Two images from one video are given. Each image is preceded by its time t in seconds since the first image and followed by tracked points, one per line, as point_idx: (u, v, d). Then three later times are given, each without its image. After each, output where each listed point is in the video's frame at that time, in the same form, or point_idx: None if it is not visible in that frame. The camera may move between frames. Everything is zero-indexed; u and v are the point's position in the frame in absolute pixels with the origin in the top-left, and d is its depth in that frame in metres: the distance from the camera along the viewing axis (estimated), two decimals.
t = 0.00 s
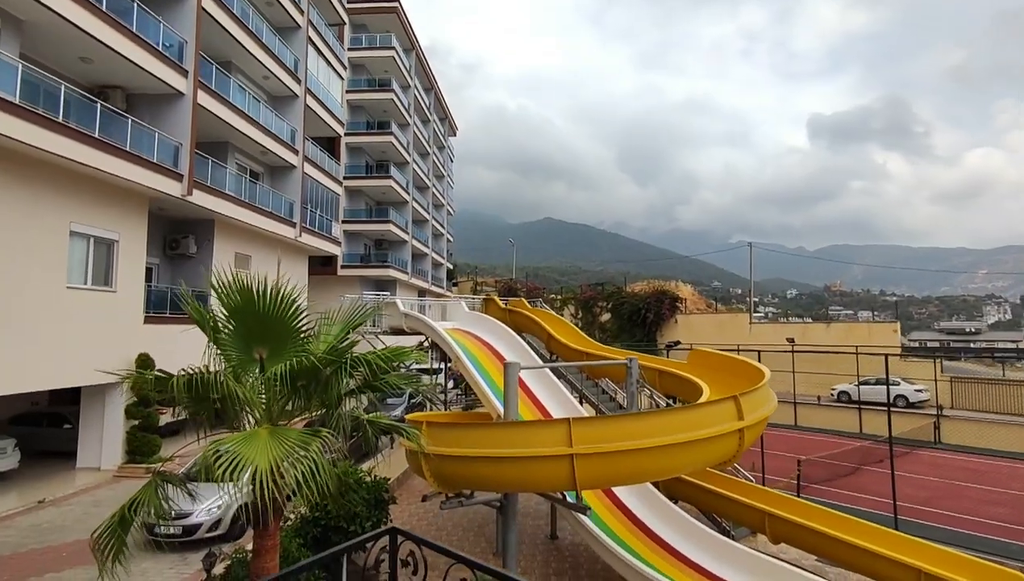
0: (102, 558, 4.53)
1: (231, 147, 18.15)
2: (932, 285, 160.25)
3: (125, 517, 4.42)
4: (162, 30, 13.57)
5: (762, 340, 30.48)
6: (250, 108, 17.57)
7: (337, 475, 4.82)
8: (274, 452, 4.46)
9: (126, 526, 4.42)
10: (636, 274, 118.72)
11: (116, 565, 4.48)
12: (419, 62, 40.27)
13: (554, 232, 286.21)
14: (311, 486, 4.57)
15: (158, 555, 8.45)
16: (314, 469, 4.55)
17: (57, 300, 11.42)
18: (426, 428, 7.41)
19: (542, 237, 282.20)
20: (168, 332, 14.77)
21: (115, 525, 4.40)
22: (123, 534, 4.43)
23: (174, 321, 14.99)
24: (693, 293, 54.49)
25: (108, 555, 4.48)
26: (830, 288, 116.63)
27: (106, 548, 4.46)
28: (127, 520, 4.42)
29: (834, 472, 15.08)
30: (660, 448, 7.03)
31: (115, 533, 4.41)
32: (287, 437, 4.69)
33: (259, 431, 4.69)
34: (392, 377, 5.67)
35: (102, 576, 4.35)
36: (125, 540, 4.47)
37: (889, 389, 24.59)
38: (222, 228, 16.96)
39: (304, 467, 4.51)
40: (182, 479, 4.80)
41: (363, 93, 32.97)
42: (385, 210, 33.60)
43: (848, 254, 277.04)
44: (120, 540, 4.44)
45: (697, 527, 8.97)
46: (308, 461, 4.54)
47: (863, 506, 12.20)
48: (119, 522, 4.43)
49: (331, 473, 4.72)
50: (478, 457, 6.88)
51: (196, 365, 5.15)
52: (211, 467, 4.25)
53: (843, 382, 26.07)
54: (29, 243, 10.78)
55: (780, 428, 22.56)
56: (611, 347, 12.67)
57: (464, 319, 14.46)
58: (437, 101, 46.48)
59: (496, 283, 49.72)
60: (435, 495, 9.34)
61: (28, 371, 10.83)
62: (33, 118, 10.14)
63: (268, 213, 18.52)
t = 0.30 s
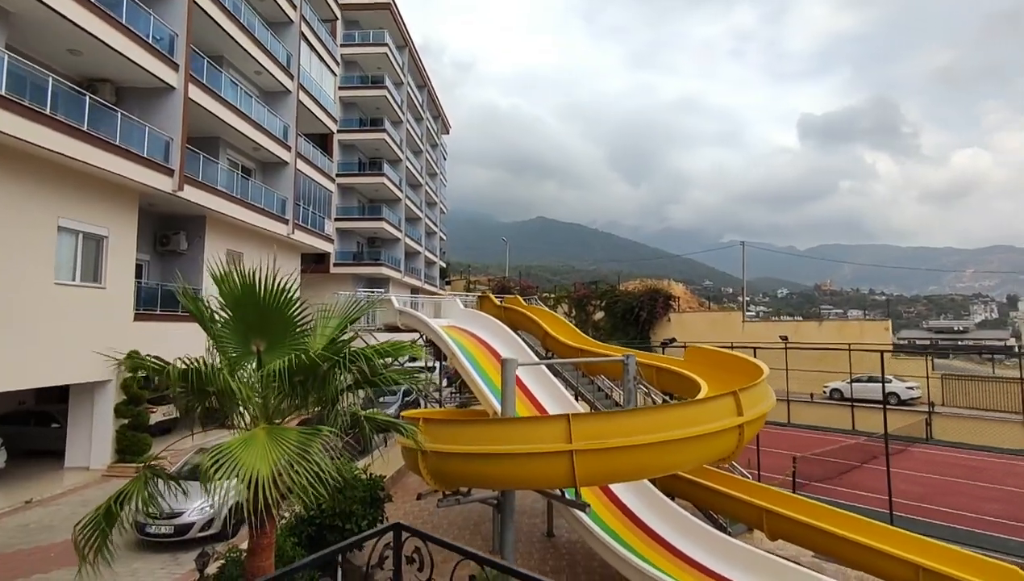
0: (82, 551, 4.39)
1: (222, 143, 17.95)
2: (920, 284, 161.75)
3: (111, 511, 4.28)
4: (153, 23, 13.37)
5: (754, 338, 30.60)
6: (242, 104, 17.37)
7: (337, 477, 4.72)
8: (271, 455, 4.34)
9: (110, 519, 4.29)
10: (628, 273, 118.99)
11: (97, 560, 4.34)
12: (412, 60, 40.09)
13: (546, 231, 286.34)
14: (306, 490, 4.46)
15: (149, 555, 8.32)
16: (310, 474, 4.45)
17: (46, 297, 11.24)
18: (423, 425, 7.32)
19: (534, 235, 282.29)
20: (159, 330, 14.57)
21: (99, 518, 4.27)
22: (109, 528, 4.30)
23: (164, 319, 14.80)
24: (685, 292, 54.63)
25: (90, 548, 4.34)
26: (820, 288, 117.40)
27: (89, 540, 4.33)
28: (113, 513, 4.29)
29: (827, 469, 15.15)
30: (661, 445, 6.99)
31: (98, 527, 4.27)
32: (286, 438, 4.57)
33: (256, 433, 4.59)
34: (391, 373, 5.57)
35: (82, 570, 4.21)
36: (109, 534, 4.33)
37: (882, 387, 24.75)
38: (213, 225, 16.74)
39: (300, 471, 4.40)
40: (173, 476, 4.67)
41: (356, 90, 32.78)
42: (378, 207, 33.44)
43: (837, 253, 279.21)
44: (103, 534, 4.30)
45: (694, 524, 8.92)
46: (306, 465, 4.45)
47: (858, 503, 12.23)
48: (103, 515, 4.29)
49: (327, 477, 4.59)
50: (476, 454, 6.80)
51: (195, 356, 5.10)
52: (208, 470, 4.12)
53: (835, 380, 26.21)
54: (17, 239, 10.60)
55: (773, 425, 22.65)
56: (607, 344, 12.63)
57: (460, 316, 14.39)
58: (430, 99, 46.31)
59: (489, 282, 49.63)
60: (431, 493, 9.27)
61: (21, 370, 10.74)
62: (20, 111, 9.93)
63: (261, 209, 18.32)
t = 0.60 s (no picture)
0: (55, 543, 4.19)
1: (206, 135, 17.61)
2: (900, 283, 164.38)
3: (88, 501, 4.10)
4: (134, 10, 13.05)
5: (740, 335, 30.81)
6: (226, 95, 17.05)
7: (329, 470, 4.59)
8: (261, 448, 4.20)
9: (86, 509, 4.11)
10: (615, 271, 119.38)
11: (70, 553, 4.14)
12: (399, 55, 39.79)
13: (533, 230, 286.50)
14: (292, 487, 4.28)
15: (129, 553, 8.10)
16: (299, 472, 4.26)
17: (22, 290, 10.90)
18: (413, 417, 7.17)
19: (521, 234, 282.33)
20: (140, 325, 14.24)
21: (74, 508, 4.08)
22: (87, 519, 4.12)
23: (147, 313, 14.57)
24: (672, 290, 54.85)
25: (63, 541, 4.14)
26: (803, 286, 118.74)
27: (64, 534, 4.14)
28: (90, 504, 4.10)
29: (814, 463, 15.27)
30: (657, 436, 6.94)
31: (73, 517, 4.08)
32: (277, 430, 4.43)
33: (246, 425, 4.41)
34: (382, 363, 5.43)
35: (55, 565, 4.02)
36: (86, 527, 4.15)
37: (865, 382, 25.04)
38: (196, 218, 16.45)
39: (289, 468, 4.24)
40: (156, 468, 4.49)
41: (343, 85, 32.44)
42: (365, 203, 33.13)
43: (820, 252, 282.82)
44: (81, 527, 4.12)
45: (685, 517, 8.88)
46: (295, 462, 4.27)
47: (845, 495, 12.31)
48: (79, 505, 4.11)
49: (315, 474, 4.40)
50: (467, 446, 6.68)
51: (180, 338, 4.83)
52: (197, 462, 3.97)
53: (819, 376, 26.48)
54: None
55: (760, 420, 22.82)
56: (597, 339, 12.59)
57: (449, 311, 14.24)
58: (418, 95, 46.02)
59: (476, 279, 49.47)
60: (420, 487, 9.14)
61: None
62: None
63: (245, 203, 18.01)
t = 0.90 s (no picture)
0: (22, 545, 3.98)
1: (186, 128, 17.24)
2: (881, 282, 166.98)
3: (58, 501, 3.91)
4: None
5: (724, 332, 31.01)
6: (207, 87, 16.71)
7: (312, 464, 4.43)
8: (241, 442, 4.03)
9: (56, 509, 3.91)
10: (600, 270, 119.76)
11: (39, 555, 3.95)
12: (385, 51, 39.43)
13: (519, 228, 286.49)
14: (273, 482, 4.11)
15: (104, 554, 7.86)
16: (280, 467, 4.09)
17: None
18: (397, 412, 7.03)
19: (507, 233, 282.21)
20: (117, 321, 13.89)
21: (43, 508, 3.89)
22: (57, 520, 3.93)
23: (124, 309, 14.17)
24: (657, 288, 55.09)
25: (32, 542, 3.95)
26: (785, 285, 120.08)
27: (33, 536, 3.94)
28: (61, 504, 3.91)
29: (798, 458, 15.37)
30: (646, 430, 6.89)
31: (42, 517, 3.89)
32: (258, 423, 4.27)
33: (225, 418, 4.24)
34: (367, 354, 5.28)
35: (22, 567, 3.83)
36: (55, 527, 3.95)
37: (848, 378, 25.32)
38: (177, 211, 16.07)
39: (271, 462, 4.08)
40: (131, 465, 4.30)
41: (327, 80, 32.05)
42: (349, 200, 32.78)
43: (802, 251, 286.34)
44: (49, 527, 3.92)
45: (673, 511, 8.85)
46: (277, 456, 4.11)
47: (830, 489, 12.39)
48: (49, 505, 3.91)
49: (298, 468, 4.24)
50: (453, 441, 6.55)
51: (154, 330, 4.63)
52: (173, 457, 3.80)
53: (803, 372, 26.74)
54: None
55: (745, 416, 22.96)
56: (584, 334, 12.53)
57: (436, 306, 14.11)
58: (403, 92, 45.67)
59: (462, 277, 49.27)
60: (406, 484, 8.99)
61: None
62: None
63: (227, 197, 17.67)
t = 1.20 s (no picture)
0: None
1: (161, 121, 16.80)
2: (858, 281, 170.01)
3: (20, 509, 3.67)
4: None
5: (707, 330, 31.20)
6: (183, 79, 16.31)
7: (290, 463, 4.23)
8: (213, 441, 3.83)
9: (18, 518, 3.68)
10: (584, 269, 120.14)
11: None
12: (367, 47, 39.01)
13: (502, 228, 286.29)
14: (249, 483, 3.91)
15: (73, 560, 7.57)
16: (256, 466, 3.89)
17: None
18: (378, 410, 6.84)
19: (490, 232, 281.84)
20: (89, 319, 13.43)
21: (3, 517, 3.65)
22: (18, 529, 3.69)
23: (96, 306, 13.72)
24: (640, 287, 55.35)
25: None
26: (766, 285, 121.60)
27: None
28: (23, 513, 3.68)
29: (780, 454, 15.46)
30: (632, 426, 6.80)
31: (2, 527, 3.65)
32: (232, 421, 4.06)
33: (197, 416, 4.03)
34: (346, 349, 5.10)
35: None
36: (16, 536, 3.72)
37: (828, 375, 25.65)
38: (152, 206, 15.64)
39: (246, 461, 3.88)
40: (98, 468, 4.07)
41: (309, 75, 31.60)
42: (331, 197, 32.37)
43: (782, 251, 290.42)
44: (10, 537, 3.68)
45: (660, 509, 8.78)
46: (251, 456, 3.90)
47: (812, 485, 12.45)
48: (10, 514, 3.67)
49: (274, 468, 4.04)
50: (436, 440, 6.39)
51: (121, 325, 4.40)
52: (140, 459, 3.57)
53: (784, 369, 27.03)
54: None
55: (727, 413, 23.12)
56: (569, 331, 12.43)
57: (419, 304, 13.93)
58: (386, 88, 45.25)
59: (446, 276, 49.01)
60: (389, 485, 8.80)
61: None
62: None
63: (205, 192, 17.27)
